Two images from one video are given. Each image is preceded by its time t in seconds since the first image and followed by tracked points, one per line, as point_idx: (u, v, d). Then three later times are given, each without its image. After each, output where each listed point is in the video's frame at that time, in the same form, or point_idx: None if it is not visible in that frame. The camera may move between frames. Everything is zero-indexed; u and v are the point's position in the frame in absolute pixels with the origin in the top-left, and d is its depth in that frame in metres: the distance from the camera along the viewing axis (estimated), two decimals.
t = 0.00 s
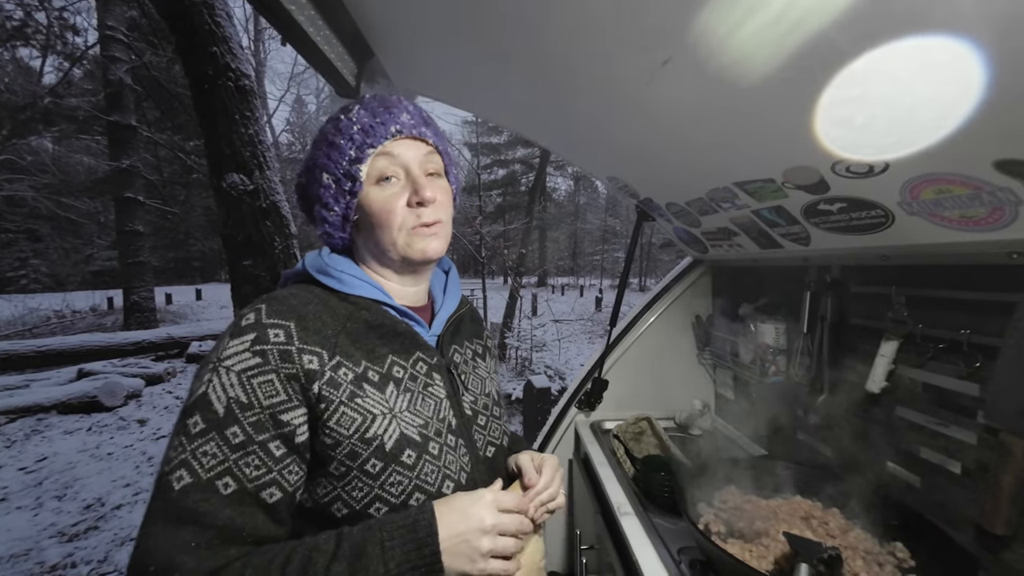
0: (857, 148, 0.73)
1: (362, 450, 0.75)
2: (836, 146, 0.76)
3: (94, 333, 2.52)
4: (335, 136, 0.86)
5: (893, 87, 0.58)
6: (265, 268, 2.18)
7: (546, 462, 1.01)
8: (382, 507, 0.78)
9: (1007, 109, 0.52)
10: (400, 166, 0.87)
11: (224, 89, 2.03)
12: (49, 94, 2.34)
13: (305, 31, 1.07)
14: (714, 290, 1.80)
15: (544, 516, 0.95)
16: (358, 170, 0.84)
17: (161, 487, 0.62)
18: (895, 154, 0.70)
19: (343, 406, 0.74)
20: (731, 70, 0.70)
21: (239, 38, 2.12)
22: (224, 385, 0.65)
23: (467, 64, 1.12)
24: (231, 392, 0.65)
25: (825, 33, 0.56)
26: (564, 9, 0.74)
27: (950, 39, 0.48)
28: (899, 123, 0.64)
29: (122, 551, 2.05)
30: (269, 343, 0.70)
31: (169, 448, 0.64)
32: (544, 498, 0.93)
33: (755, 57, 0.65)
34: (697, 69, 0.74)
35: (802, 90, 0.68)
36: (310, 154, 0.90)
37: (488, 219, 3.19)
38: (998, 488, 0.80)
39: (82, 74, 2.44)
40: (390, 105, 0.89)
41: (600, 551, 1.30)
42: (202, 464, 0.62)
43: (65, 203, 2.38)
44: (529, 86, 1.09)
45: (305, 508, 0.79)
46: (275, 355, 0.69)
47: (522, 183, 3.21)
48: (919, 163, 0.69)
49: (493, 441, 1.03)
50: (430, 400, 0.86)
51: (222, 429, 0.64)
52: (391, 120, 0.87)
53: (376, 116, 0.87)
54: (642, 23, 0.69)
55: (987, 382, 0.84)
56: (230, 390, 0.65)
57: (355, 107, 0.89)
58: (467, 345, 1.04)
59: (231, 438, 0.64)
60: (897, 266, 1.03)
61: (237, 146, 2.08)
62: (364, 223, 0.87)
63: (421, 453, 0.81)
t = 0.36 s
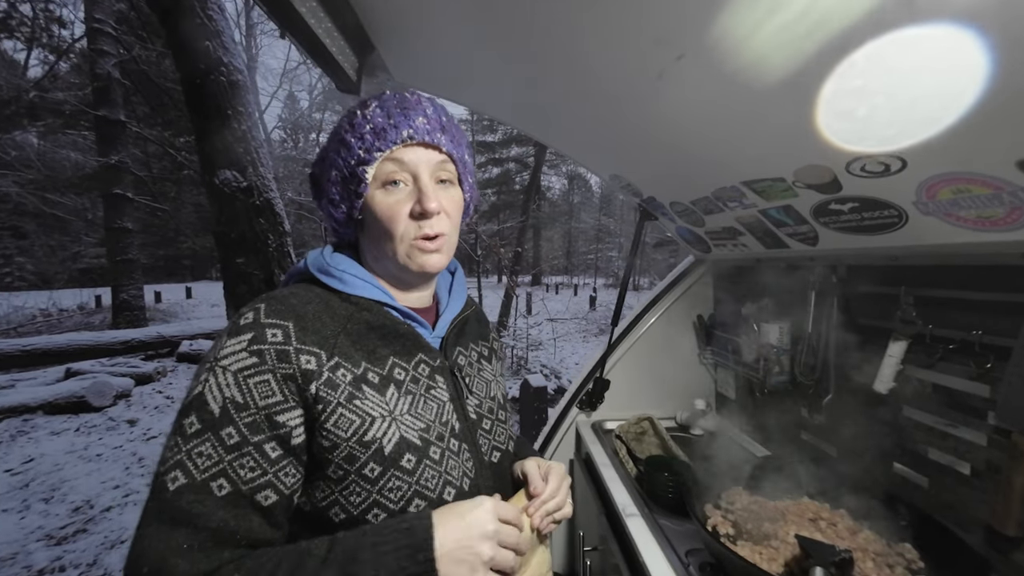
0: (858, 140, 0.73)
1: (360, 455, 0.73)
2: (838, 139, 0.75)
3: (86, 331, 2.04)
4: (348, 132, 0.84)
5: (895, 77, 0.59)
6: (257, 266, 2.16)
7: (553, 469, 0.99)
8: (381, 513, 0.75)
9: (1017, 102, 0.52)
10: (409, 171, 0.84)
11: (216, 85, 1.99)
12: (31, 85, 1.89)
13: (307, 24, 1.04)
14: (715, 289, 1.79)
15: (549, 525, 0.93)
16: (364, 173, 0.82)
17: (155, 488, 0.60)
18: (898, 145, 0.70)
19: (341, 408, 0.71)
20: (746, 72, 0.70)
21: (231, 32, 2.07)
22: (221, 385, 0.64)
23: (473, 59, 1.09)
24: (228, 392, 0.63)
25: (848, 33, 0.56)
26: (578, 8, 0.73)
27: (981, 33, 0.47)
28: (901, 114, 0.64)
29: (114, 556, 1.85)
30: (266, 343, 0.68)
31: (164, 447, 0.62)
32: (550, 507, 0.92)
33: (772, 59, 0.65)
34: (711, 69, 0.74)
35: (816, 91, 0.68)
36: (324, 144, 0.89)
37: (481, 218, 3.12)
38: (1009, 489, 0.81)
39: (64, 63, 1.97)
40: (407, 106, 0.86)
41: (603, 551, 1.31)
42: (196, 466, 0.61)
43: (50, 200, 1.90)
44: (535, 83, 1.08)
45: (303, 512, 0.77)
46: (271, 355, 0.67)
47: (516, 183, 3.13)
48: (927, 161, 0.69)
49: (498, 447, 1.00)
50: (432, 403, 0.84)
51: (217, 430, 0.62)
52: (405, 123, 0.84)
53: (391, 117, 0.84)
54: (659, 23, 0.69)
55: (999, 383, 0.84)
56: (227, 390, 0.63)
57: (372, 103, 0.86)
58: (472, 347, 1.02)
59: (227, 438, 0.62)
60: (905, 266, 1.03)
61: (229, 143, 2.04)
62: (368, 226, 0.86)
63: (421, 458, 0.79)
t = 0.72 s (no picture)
0: (867, 146, 0.73)
1: (330, 445, 0.72)
2: (847, 144, 0.76)
3: (76, 329, 1.61)
4: (343, 125, 0.83)
5: (905, 82, 0.59)
6: (250, 263, 1.95)
7: (555, 473, 0.98)
8: (356, 508, 0.74)
9: None
10: (402, 166, 0.82)
11: (206, 80, 1.79)
12: (16, 78, 1.44)
13: (299, 14, 1.01)
14: (712, 286, 1.78)
15: (547, 532, 0.92)
16: (357, 167, 0.81)
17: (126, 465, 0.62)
18: (905, 150, 0.70)
19: (307, 398, 0.72)
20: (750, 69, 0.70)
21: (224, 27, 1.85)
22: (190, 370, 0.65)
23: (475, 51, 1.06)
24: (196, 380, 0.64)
25: (854, 31, 0.55)
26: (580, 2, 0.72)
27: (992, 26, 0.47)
28: (910, 118, 0.64)
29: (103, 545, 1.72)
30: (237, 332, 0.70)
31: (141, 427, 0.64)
32: (547, 513, 0.91)
33: (778, 58, 0.65)
34: (714, 65, 0.73)
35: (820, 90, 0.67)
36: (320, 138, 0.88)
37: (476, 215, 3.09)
38: (1010, 488, 0.80)
39: (54, 58, 1.51)
40: (402, 100, 0.84)
41: (600, 551, 1.30)
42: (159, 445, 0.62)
43: (40, 197, 1.49)
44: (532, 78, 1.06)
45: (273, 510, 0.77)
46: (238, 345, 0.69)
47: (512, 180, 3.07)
48: (930, 160, 0.69)
49: (494, 447, 0.97)
50: (417, 399, 0.83)
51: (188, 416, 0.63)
52: (399, 117, 0.82)
53: (385, 111, 0.82)
54: (662, 18, 0.68)
55: (1000, 381, 0.84)
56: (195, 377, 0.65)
57: (369, 95, 0.85)
58: (470, 347, 1.00)
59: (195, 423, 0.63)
60: (906, 264, 1.02)
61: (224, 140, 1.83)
62: (359, 222, 0.84)
63: (398, 452, 0.78)
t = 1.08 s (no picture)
0: (855, 143, 0.76)
1: (333, 445, 0.74)
2: (833, 141, 0.79)
3: (70, 326, 1.78)
4: (422, 125, 0.77)
5: (886, 86, 0.62)
6: (246, 260, 2.07)
7: (563, 466, 0.99)
8: (360, 507, 0.75)
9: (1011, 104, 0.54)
10: (470, 176, 0.82)
11: (200, 73, 1.93)
12: (8, 72, 1.67)
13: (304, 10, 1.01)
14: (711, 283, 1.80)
15: (556, 523, 0.93)
16: (442, 171, 0.77)
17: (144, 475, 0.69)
18: (890, 148, 0.73)
19: (308, 398, 0.73)
20: (751, 67, 0.70)
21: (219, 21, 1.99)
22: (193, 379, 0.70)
23: (476, 46, 1.05)
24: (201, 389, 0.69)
25: (856, 32, 0.56)
26: None
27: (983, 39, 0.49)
28: (893, 118, 0.67)
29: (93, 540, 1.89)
30: (234, 335, 0.73)
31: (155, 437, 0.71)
32: (558, 504, 0.92)
33: (778, 58, 0.66)
34: (716, 64, 0.74)
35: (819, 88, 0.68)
36: (374, 125, 0.78)
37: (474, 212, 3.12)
38: (1008, 479, 0.82)
39: (42, 51, 1.74)
40: (480, 119, 0.84)
41: (601, 545, 1.31)
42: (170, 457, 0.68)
43: (29, 192, 1.68)
44: (536, 74, 1.07)
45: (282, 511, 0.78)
46: (239, 348, 0.72)
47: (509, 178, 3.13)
48: (923, 157, 0.71)
49: (498, 443, 0.97)
50: (419, 397, 0.83)
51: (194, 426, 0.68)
52: (484, 137, 0.82)
53: (470, 127, 0.81)
54: (665, 16, 0.68)
55: (998, 374, 0.85)
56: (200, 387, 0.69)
57: (446, 101, 0.82)
58: (471, 342, 1.00)
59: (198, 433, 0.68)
60: (906, 259, 1.04)
61: (218, 133, 1.97)
62: (415, 219, 0.79)
63: (401, 450, 0.78)
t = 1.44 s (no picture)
0: (850, 142, 0.76)
1: (355, 458, 0.70)
2: (826, 138, 0.79)
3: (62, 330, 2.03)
4: (444, 125, 0.75)
5: (879, 85, 0.61)
6: (240, 258, 2.17)
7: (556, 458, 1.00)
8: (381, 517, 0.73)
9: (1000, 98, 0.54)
10: (480, 182, 0.81)
11: (194, 68, 2.01)
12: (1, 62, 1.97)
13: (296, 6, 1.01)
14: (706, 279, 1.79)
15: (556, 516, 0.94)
16: (458, 175, 0.75)
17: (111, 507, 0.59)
18: (882, 147, 0.73)
19: (329, 408, 0.68)
20: (742, 58, 0.69)
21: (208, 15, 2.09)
22: (181, 391, 0.60)
23: (471, 39, 1.04)
24: (189, 398, 0.60)
25: (842, 28, 0.55)
26: None
27: (972, 40, 0.48)
28: (884, 116, 0.67)
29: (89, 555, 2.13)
30: (236, 342, 0.64)
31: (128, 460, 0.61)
32: (557, 496, 0.93)
33: (769, 50, 0.65)
34: (708, 57, 0.73)
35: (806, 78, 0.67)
36: (394, 115, 0.74)
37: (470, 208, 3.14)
38: (1000, 473, 0.82)
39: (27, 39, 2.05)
40: (496, 129, 0.83)
41: (596, 541, 1.31)
42: (148, 481, 0.58)
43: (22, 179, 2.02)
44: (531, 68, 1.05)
45: (293, 526, 0.73)
46: (243, 356, 0.64)
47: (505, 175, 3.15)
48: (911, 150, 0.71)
49: (494, 438, 0.99)
50: (425, 399, 0.81)
51: (175, 441, 0.59)
52: (500, 146, 0.81)
53: (489, 134, 0.80)
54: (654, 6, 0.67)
55: (990, 368, 0.85)
56: (188, 396, 0.60)
57: (467, 104, 0.81)
58: (460, 339, 1.00)
59: (184, 450, 0.59)
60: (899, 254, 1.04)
61: (209, 128, 2.07)
62: (422, 218, 0.76)
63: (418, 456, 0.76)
